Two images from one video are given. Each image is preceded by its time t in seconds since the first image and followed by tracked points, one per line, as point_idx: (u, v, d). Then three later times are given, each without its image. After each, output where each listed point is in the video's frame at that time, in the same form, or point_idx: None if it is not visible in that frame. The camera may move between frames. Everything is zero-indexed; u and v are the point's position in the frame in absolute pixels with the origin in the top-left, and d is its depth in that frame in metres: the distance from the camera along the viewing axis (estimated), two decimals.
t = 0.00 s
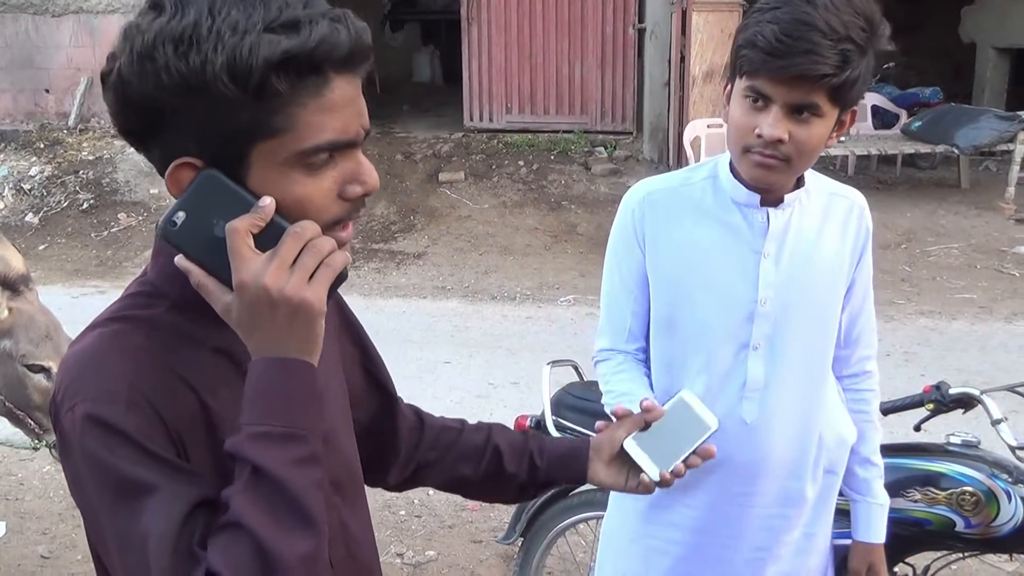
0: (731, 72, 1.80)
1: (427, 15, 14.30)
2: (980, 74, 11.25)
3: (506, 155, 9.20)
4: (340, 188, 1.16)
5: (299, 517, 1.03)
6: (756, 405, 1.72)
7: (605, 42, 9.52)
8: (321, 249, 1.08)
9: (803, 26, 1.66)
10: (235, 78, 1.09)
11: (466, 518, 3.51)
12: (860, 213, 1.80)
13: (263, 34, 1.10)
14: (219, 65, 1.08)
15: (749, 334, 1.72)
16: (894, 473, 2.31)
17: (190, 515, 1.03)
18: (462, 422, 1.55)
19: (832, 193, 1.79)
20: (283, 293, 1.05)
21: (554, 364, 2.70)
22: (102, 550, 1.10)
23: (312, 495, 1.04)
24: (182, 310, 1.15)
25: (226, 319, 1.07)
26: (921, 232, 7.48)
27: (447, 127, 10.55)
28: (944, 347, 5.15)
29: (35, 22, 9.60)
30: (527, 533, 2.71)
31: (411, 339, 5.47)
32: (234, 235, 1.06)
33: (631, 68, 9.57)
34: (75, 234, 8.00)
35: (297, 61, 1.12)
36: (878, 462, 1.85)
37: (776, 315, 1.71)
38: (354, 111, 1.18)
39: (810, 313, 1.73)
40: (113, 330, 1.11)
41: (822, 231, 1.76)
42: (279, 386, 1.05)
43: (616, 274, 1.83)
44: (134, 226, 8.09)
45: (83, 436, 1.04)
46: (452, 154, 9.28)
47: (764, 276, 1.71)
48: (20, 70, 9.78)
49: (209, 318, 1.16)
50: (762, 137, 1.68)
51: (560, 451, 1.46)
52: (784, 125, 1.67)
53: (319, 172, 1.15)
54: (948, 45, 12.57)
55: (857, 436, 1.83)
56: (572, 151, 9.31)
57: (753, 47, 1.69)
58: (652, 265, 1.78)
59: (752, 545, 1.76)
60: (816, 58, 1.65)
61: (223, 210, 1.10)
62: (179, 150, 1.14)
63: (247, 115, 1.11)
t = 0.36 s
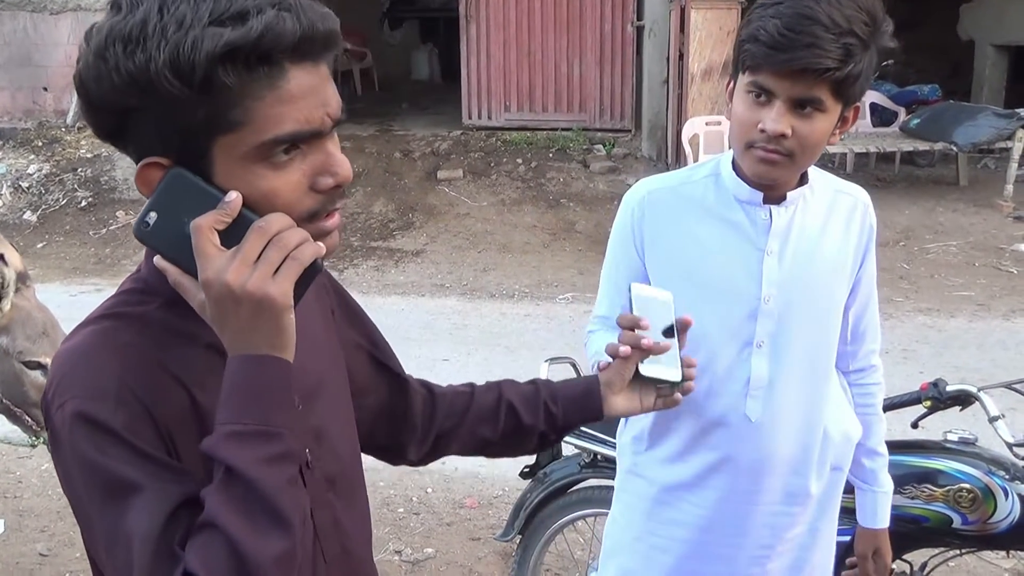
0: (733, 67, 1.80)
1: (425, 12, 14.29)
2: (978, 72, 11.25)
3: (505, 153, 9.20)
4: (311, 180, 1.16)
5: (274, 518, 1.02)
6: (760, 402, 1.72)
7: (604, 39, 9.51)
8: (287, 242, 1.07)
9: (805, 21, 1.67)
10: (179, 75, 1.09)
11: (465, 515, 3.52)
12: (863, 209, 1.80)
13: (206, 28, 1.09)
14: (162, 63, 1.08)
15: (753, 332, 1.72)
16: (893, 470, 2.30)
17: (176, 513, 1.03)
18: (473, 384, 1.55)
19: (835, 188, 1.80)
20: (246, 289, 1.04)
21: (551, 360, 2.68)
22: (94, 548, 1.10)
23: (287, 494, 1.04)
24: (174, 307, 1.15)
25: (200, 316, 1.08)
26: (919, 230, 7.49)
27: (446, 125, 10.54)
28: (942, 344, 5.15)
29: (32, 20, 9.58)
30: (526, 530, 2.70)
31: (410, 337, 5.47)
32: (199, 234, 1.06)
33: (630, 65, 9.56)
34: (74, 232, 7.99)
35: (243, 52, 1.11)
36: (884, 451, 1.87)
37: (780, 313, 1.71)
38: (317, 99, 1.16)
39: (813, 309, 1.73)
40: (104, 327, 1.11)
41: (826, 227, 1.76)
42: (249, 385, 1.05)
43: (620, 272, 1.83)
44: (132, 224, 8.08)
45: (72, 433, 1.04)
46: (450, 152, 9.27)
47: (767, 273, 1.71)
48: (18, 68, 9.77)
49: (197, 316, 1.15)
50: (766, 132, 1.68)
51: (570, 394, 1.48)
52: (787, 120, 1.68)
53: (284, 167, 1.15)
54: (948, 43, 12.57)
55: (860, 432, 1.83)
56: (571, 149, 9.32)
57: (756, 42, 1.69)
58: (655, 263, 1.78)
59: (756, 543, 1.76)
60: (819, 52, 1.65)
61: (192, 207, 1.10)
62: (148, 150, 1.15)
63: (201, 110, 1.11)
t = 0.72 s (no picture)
0: (733, 66, 1.80)
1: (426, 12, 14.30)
2: (979, 72, 11.25)
3: (506, 153, 9.20)
4: (310, 182, 1.16)
5: (277, 521, 1.03)
6: (758, 403, 1.72)
7: (605, 39, 9.51)
8: (286, 245, 1.07)
9: (804, 20, 1.66)
10: (174, 79, 1.08)
11: (466, 515, 3.52)
12: (863, 209, 1.80)
13: (202, 32, 1.09)
14: (158, 68, 1.08)
15: (751, 332, 1.72)
16: (893, 470, 2.30)
17: (184, 515, 1.04)
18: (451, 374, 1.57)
19: (835, 189, 1.79)
20: (246, 292, 1.04)
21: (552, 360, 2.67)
22: (101, 550, 1.10)
23: (290, 497, 1.04)
24: (179, 307, 1.15)
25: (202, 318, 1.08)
26: (920, 230, 7.49)
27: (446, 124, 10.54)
28: (943, 344, 5.15)
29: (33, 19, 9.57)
30: (526, 529, 2.71)
31: (410, 336, 5.46)
32: (199, 238, 1.06)
33: (630, 65, 9.56)
34: (75, 231, 8.00)
35: (238, 56, 1.10)
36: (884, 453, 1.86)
37: (778, 313, 1.71)
38: (315, 102, 1.16)
39: (812, 310, 1.72)
40: (111, 328, 1.11)
41: (824, 227, 1.76)
42: (251, 386, 1.05)
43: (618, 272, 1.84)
44: (133, 223, 8.08)
45: (79, 435, 1.04)
46: (451, 152, 9.27)
47: (764, 274, 1.71)
48: (19, 67, 9.77)
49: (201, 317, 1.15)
50: (763, 132, 1.68)
51: (549, 378, 1.52)
52: (784, 120, 1.68)
53: (282, 170, 1.15)
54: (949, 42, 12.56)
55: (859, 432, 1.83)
56: (571, 148, 9.32)
57: (754, 42, 1.69)
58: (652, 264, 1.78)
59: (756, 544, 1.76)
60: (817, 51, 1.65)
61: (192, 209, 1.10)
62: (147, 153, 1.15)
63: (198, 115, 1.11)
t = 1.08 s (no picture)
0: (733, 67, 1.80)
1: (426, 11, 14.30)
2: (979, 71, 11.25)
3: (506, 153, 9.20)
4: (313, 177, 1.16)
5: (285, 520, 1.02)
6: (758, 404, 1.71)
7: (605, 38, 9.51)
8: (289, 241, 1.07)
9: (803, 20, 1.66)
10: (169, 77, 1.08)
11: (466, 515, 3.52)
12: (867, 210, 1.79)
13: (196, 29, 1.09)
14: (153, 67, 1.08)
15: (751, 333, 1.71)
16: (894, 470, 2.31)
17: (194, 516, 1.03)
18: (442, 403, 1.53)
19: (840, 187, 1.79)
20: (249, 290, 1.04)
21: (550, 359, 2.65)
22: (113, 549, 1.10)
23: (296, 494, 1.04)
24: (191, 306, 1.15)
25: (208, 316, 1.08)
26: (920, 229, 7.49)
27: (446, 124, 10.54)
28: (943, 344, 5.15)
29: (33, 18, 9.57)
30: (526, 529, 2.71)
31: (410, 336, 5.46)
32: (204, 238, 1.06)
33: (631, 65, 9.55)
34: (75, 231, 7.99)
35: (233, 52, 1.10)
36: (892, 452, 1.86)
37: (778, 313, 1.71)
38: (315, 95, 1.16)
39: (812, 311, 1.72)
40: (124, 325, 1.11)
41: (827, 228, 1.75)
42: (258, 385, 1.05)
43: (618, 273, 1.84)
44: (133, 223, 8.08)
45: (93, 433, 1.04)
46: (451, 151, 9.27)
47: (766, 275, 1.71)
48: (19, 67, 9.77)
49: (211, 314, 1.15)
50: (764, 132, 1.68)
51: (540, 414, 1.46)
52: (785, 120, 1.68)
53: (285, 164, 1.15)
54: (949, 42, 12.56)
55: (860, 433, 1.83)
56: (571, 148, 9.32)
57: (754, 42, 1.69)
58: (652, 264, 1.78)
59: (756, 544, 1.76)
60: (816, 50, 1.65)
61: (195, 207, 1.10)
62: (152, 153, 1.15)
63: (198, 112, 1.11)
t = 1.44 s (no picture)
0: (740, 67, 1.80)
1: (425, 11, 14.29)
2: (977, 71, 11.26)
3: (504, 153, 9.20)
4: (307, 169, 1.15)
5: (284, 525, 1.02)
6: (766, 403, 1.72)
7: (603, 38, 9.50)
8: (288, 238, 1.05)
9: (812, 20, 1.66)
10: (161, 65, 1.08)
11: (464, 514, 3.52)
12: (873, 206, 1.83)
13: (188, 18, 1.09)
14: (145, 54, 1.08)
15: (759, 332, 1.71)
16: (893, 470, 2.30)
17: (190, 522, 1.03)
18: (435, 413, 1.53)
19: (840, 181, 1.82)
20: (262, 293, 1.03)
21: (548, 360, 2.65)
22: (107, 551, 1.10)
23: (295, 499, 1.04)
24: (187, 307, 1.15)
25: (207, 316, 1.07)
26: (918, 229, 7.49)
27: (444, 124, 10.54)
28: (942, 344, 5.15)
29: (31, 18, 9.57)
30: (525, 529, 2.70)
31: (408, 336, 5.46)
32: (204, 235, 1.06)
33: (629, 65, 9.55)
34: (73, 231, 7.98)
35: (225, 39, 1.10)
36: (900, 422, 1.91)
37: (785, 311, 1.71)
38: (309, 85, 1.16)
39: (816, 306, 1.74)
40: (121, 327, 1.11)
41: (832, 227, 1.77)
42: (255, 391, 1.04)
43: (618, 271, 1.81)
44: (131, 223, 8.07)
45: (89, 436, 1.04)
46: (449, 151, 9.27)
47: (775, 274, 1.71)
48: (16, 67, 9.76)
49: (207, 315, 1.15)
50: (771, 132, 1.68)
51: (532, 424, 1.46)
52: (792, 121, 1.67)
53: (279, 156, 1.14)
54: (947, 42, 12.57)
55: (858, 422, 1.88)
56: (569, 148, 9.32)
57: (762, 42, 1.69)
58: (658, 264, 1.76)
59: (761, 543, 1.75)
60: (825, 51, 1.65)
61: (192, 202, 1.10)
62: (147, 148, 1.15)
63: (190, 100, 1.11)
